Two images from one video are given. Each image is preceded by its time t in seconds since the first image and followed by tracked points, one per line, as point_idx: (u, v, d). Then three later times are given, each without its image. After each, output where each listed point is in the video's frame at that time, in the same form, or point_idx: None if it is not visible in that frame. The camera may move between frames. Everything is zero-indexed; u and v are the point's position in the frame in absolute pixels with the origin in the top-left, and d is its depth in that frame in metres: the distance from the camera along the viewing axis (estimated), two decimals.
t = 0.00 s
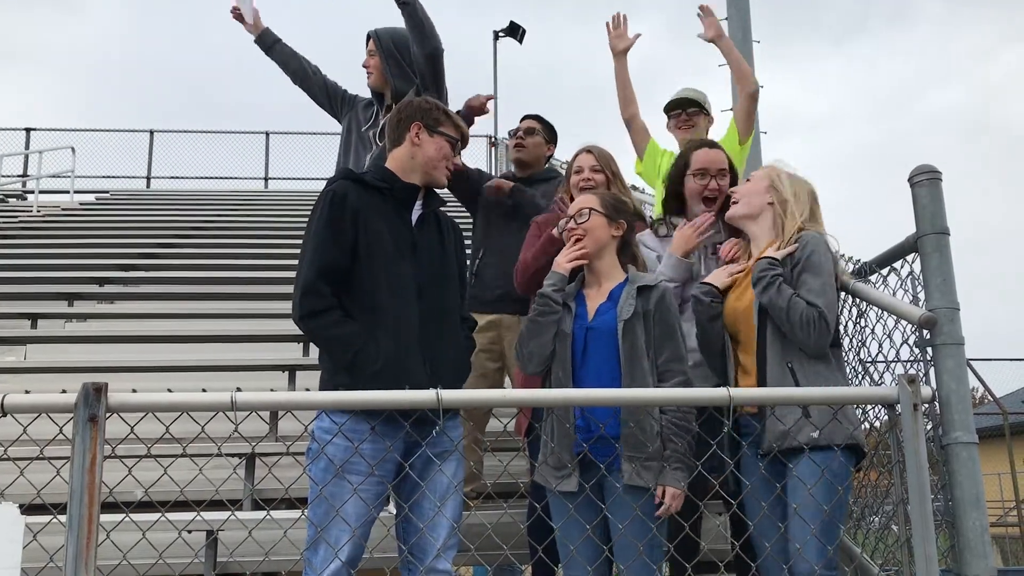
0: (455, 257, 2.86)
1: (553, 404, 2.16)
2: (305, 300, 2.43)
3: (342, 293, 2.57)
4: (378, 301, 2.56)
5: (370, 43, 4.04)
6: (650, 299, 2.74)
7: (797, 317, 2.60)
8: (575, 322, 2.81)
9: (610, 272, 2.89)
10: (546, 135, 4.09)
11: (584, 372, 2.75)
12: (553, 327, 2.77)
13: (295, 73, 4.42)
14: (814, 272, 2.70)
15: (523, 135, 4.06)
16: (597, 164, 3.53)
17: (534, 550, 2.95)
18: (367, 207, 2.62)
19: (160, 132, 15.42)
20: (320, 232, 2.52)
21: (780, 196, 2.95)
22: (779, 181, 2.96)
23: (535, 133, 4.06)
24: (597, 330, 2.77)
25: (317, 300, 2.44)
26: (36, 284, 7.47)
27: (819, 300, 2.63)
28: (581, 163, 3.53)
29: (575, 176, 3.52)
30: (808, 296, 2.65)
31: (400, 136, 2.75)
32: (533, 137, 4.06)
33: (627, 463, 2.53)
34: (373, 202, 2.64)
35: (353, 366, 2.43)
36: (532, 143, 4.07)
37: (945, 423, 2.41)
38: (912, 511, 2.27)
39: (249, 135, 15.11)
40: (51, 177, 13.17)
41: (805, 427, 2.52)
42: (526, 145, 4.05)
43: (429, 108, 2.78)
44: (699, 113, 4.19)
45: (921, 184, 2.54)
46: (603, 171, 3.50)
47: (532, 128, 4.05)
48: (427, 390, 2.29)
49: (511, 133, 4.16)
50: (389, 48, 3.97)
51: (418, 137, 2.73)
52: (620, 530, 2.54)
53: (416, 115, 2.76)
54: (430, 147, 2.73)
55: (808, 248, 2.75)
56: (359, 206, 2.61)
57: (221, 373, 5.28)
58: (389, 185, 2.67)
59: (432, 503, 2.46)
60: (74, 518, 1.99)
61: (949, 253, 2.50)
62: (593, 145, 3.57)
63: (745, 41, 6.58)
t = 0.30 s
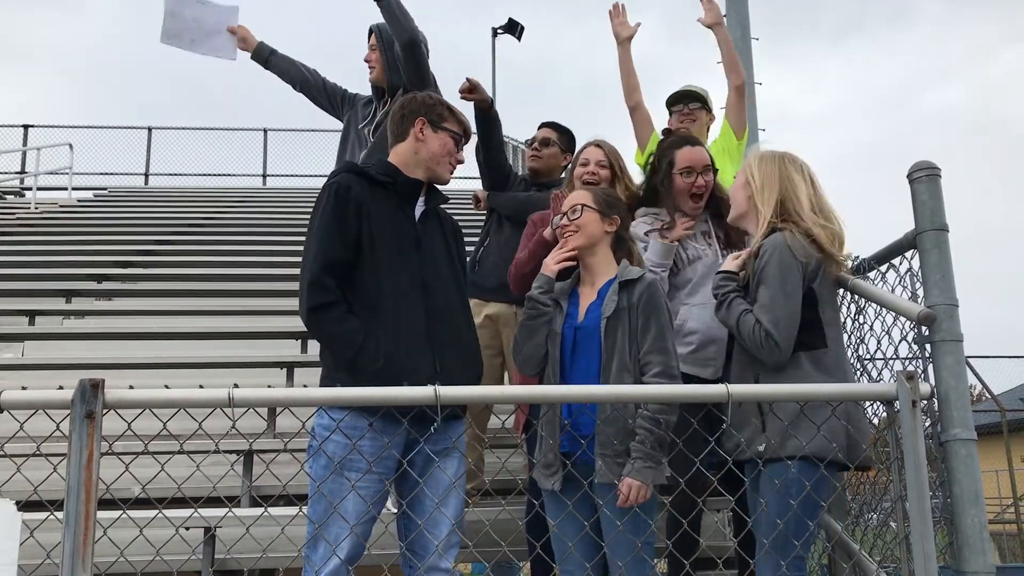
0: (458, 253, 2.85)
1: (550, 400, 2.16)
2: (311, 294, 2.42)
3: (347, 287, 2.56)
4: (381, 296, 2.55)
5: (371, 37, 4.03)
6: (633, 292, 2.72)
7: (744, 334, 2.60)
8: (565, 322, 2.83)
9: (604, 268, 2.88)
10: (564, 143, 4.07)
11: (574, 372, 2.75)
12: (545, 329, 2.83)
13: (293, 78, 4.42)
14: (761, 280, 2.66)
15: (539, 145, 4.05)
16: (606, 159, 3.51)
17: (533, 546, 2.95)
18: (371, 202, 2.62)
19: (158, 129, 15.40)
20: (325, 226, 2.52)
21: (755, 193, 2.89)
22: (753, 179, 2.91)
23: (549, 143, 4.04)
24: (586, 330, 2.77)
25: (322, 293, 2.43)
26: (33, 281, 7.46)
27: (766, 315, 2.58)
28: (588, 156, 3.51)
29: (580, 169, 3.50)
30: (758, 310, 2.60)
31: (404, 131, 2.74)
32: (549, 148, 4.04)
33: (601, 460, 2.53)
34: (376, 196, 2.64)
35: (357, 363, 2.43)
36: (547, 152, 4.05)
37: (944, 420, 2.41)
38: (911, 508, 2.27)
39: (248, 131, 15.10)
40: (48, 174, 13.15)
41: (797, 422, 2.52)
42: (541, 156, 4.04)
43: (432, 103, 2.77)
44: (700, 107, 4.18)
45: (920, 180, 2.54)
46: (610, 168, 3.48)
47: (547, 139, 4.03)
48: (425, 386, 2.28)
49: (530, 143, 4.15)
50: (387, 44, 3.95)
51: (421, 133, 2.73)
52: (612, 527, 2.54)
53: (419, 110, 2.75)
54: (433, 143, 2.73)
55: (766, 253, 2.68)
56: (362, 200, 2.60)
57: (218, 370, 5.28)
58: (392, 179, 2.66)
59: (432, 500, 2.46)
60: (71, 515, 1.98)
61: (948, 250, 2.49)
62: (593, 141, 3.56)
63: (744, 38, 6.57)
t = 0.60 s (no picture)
0: (457, 251, 2.85)
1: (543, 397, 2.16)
2: (315, 292, 2.42)
3: (348, 285, 2.56)
4: (381, 293, 2.55)
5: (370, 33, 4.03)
6: (620, 297, 2.69)
7: (744, 314, 2.59)
8: (551, 321, 2.87)
9: (595, 266, 2.90)
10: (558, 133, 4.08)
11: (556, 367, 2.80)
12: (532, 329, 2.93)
13: (294, 75, 4.42)
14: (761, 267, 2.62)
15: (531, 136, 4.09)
16: (591, 163, 3.48)
17: (530, 544, 2.97)
18: (370, 198, 2.62)
19: (156, 128, 15.39)
20: (325, 222, 2.51)
21: (752, 174, 2.89)
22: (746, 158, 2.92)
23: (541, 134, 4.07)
24: (568, 327, 2.80)
25: (325, 291, 2.42)
26: (31, 280, 7.46)
27: (762, 297, 2.58)
28: (575, 159, 3.46)
29: (567, 172, 3.45)
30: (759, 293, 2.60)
31: (402, 128, 2.74)
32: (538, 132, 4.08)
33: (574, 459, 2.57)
34: (376, 194, 2.64)
35: (363, 360, 2.43)
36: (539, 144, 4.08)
37: (940, 419, 2.41)
38: (907, 507, 2.28)
39: (246, 130, 15.10)
40: (46, 172, 13.14)
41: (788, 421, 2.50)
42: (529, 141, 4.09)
43: (430, 100, 2.77)
44: (693, 108, 4.19)
45: (917, 179, 2.54)
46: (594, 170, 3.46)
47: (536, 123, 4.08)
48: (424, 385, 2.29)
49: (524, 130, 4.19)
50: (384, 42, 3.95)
51: (419, 130, 2.73)
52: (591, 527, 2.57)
53: (417, 108, 2.75)
54: (431, 140, 2.73)
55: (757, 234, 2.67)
56: (362, 197, 2.60)
57: (216, 369, 5.28)
58: (392, 177, 2.66)
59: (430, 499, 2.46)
60: (69, 513, 1.99)
61: (945, 250, 2.50)
62: (564, 140, 3.55)
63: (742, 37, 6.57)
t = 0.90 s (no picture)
0: (455, 252, 2.85)
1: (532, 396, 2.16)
2: (310, 291, 2.43)
3: (344, 285, 2.56)
4: (377, 294, 2.55)
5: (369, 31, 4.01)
6: (611, 297, 2.71)
7: (755, 321, 2.58)
8: (547, 321, 2.86)
9: (591, 270, 2.89)
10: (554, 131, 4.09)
11: (552, 371, 2.79)
12: (526, 322, 2.92)
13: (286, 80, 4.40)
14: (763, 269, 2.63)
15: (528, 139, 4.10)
16: (574, 162, 3.52)
17: (529, 544, 2.97)
18: (366, 198, 2.62)
19: (155, 127, 15.39)
20: (321, 222, 2.52)
21: (742, 181, 2.88)
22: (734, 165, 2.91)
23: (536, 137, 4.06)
24: (564, 330, 2.80)
25: (319, 291, 2.43)
26: (30, 279, 7.46)
27: (770, 296, 2.57)
28: (560, 158, 3.49)
29: (552, 172, 3.49)
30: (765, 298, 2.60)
31: (401, 127, 2.75)
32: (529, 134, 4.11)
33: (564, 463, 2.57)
34: (373, 194, 2.65)
35: (357, 362, 2.43)
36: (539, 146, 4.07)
37: (940, 418, 2.41)
38: (907, 506, 2.28)
39: (246, 129, 15.10)
40: (45, 172, 13.13)
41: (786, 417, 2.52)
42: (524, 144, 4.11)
43: (431, 100, 2.76)
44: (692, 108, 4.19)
45: (916, 179, 2.54)
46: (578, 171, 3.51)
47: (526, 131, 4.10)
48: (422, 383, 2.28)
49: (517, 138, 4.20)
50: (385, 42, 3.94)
51: (418, 129, 2.73)
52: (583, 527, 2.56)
53: (417, 107, 2.74)
54: (430, 140, 2.73)
55: (751, 239, 2.67)
56: (359, 197, 2.61)
57: (216, 367, 5.29)
58: (389, 177, 2.67)
59: (429, 498, 2.46)
60: (69, 512, 1.99)
61: (945, 249, 2.50)
62: (548, 138, 3.58)
63: (741, 36, 6.57)
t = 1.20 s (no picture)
0: (452, 250, 2.85)
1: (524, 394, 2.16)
2: (303, 289, 2.43)
3: (340, 283, 2.57)
4: (371, 292, 2.55)
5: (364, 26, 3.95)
6: (619, 302, 2.72)
7: (755, 330, 2.58)
8: (551, 322, 2.86)
9: (591, 274, 2.91)
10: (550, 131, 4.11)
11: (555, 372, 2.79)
12: (528, 312, 2.87)
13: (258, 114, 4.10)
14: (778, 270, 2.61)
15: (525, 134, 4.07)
16: (569, 159, 3.54)
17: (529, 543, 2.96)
18: (360, 196, 2.62)
19: (156, 124, 15.38)
20: (316, 220, 2.52)
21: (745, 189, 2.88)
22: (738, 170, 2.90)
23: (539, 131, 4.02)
24: (568, 331, 2.81)
25: (312, 288, 2.44)
26: (31, 276, 7.46)
27: (774, 307, 2.57)
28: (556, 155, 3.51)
29: (549, 168, 3.51)
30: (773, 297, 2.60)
31: (399, 125, 2.75)
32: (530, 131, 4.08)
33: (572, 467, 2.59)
34: (369, 192, 2.65)
35: (348, 361, 2.44)
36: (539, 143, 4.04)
37: (940, 415, 2.41)
38: (907, 503, 2.28)
39: (247, 127, 15.10)
40: (46, 169, 13.13)
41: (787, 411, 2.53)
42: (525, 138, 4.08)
43: (430, 98, 2.75)
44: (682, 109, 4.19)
45: (917, 176, 2.54)
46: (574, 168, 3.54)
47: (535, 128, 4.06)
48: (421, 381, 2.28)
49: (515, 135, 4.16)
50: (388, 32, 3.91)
51: (415, 127, 2.73)
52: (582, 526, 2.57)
53: (415, 105, 2.74)
54: (426, 138, 2.72)
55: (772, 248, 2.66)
56: (354, 195, 2.61)
57: (217, 365, 5.29)
58: (385, 175, 2.66)
59: (428, 495, 2.46)
60: (70, 509, 1.99)
61: (946, 246, 2.49)
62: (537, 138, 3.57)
63: (741, 33, 6.56)
